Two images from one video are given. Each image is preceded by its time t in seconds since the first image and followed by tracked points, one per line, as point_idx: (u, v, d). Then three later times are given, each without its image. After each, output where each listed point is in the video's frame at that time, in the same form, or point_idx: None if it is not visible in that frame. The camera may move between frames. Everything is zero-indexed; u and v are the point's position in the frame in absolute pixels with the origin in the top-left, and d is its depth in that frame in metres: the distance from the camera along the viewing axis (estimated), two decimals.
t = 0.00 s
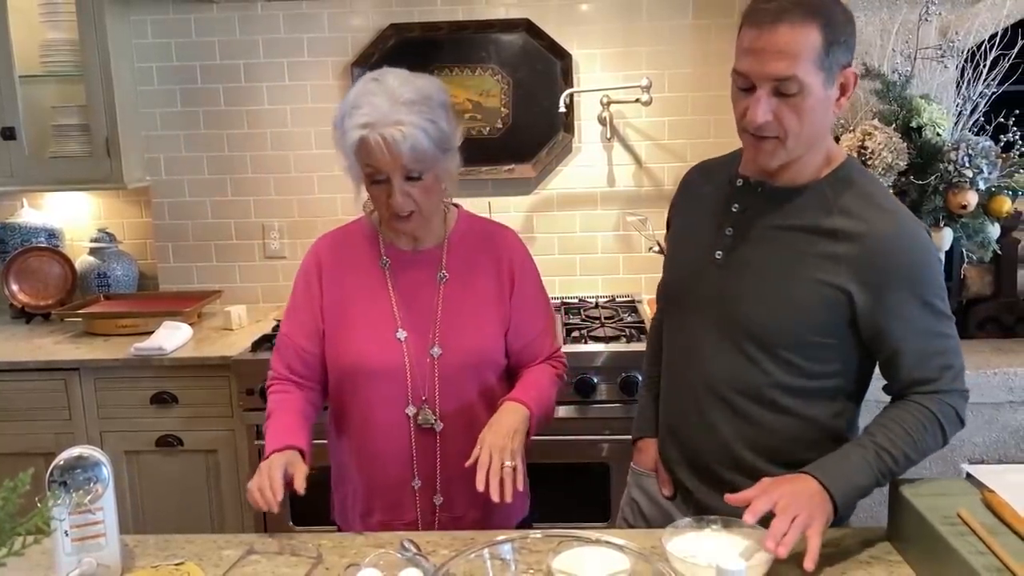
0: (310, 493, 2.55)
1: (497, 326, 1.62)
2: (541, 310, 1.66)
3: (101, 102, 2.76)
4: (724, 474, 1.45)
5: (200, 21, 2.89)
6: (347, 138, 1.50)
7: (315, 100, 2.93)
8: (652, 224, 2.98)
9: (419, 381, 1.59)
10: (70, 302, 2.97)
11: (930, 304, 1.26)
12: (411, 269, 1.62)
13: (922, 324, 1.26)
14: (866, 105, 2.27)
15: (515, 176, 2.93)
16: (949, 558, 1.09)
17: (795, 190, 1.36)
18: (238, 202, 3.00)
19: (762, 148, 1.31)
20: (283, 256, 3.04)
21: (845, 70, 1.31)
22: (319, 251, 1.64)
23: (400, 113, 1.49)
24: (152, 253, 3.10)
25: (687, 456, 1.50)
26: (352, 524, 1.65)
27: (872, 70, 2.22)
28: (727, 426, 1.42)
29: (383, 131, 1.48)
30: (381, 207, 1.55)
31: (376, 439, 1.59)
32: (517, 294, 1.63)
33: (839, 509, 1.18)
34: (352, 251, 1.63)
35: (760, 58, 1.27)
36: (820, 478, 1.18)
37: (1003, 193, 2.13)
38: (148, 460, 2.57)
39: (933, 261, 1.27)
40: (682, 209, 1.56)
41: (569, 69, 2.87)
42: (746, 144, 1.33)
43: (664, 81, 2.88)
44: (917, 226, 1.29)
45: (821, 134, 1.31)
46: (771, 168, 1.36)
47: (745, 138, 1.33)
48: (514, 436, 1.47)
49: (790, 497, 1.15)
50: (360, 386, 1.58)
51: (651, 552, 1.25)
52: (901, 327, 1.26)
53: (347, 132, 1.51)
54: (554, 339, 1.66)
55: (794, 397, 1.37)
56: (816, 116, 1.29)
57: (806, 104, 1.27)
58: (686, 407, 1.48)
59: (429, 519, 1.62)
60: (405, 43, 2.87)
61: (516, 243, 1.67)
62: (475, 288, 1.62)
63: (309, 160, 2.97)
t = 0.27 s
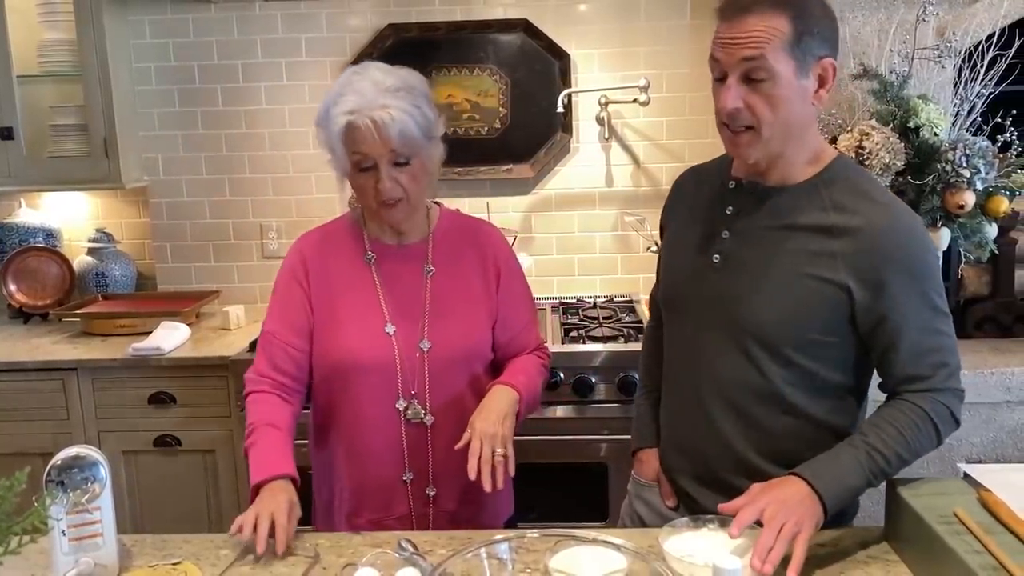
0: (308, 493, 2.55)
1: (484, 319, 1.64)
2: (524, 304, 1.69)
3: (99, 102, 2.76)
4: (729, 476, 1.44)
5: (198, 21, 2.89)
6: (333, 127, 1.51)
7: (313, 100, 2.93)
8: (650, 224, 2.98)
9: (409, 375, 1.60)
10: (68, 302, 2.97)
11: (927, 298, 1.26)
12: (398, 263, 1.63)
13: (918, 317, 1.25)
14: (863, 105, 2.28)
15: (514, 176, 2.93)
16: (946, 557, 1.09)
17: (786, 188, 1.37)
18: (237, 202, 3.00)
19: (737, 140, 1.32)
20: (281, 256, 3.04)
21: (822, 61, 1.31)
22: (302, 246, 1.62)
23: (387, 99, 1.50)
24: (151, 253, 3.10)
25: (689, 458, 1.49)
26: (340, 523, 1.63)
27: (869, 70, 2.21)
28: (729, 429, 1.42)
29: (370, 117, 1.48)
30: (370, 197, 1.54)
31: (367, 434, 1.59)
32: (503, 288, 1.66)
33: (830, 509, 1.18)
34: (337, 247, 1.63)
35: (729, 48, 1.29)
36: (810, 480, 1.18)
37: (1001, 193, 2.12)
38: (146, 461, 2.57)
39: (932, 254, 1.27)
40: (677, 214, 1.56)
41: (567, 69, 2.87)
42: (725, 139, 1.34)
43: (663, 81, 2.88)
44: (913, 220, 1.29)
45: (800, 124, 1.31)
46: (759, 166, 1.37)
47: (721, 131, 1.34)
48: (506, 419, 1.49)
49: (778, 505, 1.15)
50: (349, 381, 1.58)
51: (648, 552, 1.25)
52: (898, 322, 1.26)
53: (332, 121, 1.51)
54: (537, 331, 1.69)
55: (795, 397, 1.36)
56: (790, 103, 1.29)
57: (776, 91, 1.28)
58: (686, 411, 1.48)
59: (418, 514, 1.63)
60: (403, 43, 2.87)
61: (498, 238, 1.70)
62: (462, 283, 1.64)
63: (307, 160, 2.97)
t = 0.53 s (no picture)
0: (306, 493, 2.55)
1: (473, 316, 1.66)
2: (507, 301, 1.72)
3: (97, 102, 2.76)
4: (729, 478, 1.44)
5: (197, 20, 2.89)
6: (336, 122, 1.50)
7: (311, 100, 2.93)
8: (649, 224, 2.98)
9: (402, 375, 1.60)
10: (66, 302, 2.97)
11: (923, 297, 1.25)
12: (386, 263, 1.63)
13: (913, 315, 1.25)
14: (861, 105, 2.28)
15: (512, 175, 2.93)
16: (942, 556, 1.09)
17: (779, 190, 1.37)
18: (235, 202, 3.00)
19: (722, 138, 1.33)
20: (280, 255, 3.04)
21: (805, 58, 1.30)
22: (287, 248, 1.59)
23: (388, 92, 1.52)
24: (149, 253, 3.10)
25: (689, 460, 1.49)
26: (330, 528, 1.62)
27: (867, 71, 2.21)
28: (728, 431, 1.41)
29: (378, 109, 1.50)
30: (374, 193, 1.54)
31: (360, 437, 1.58)
32: (490, 285, 1.69)
33: (828, 513, 1.18)
34: (323, 247, 1.61)
35: (710, 47, 1.31)
36: (808, 484, 1.18)
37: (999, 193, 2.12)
38: (144, 460, 2.57)
39: (926, 252, 1.26)
40: (677, 216, 1.57)
41: (566, 69, 2.87)
42: (712, 139, 1.35)
43: (661, 81, 2.88)
44: (907, 218, 1.29)
45: (785, 121, 1.32)
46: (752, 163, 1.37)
47: (708, 130, 1.35)
48: (500, 403, 1.55)
49: (773, 506, 1.15)
50: (341, 383, 1.57)
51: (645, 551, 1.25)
52: (893, 321, 1.25)
53: (333, 117, 1.50)
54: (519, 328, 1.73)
55: (793, 398, 1.36)
56: (772, 99, 1.29)
57: (756, 87, 1.28)
58: (685, 414, 1.48)
59: (411, 515, 1.63)
60: (401, 43, 2.87)
61: (480, 237, 1.72)
62: (451, 282, 1.65)
63: (306, 159, 2.97)
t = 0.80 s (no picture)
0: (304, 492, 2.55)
1: (474, 315, 1.67)
2: (503, 300, 1.73)
3: (95, 101, 2.76)
4: (727, 477, 1.44)
5: (195, 19, 2.89)
6: (343, 121, 1.50)
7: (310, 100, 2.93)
8: (647, 223, 2.98)
9: (407, 376, 1.59)
10: (64, 301, 2.97)
11: (918, 292, 1.25)
12: (388, 263, 1.62)
13: (907, 309, 1.25)
14: (860, 105, 2.29)
15: (510, 175, 2.93)
16: (939, 556, 1.09)
17: (772, 188, 1.38)
18: (233, 201, 3.00)
19: (716, 139, 1.33)
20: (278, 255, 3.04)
21: (796, 58, 1.31)
22: (285, 248, 1.57)
23: (394, 92, 1.52)
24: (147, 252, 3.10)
25: (687, 459, 1.49)
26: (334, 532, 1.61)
27: (865, 71, 2.23)
28: (725, 430, 1.42)
29: (386, 108, 1.50)
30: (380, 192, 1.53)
31: (365, 439, 1.57)
32: (489, 285, 1.70)
33: (828, 511, 1.18)
34: (324, 247, 1.59)
35: (702, 50, 1.31)
36: (806, 483, 1.18)
37: (997, 194, 2.13)
38: (141, 460, 2.57)
39: (918, 245, 1.27)
40: (673, 219, 1.57)
41: (564, 69, 2.87)
42: (706, 140, 1.35)
43: (659, 80, 2.88)
44: (899, 212, 1.29)
45: (778, 121, 1.32)
46: (746, 163, 1.37)
47: (702, 133, 1.35)
48: (508, 392, 1.57)
49: (770, 505, 1.16)
50: (346, 384, 1.56)
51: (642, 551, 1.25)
52: (888, 315, 1.25)
53: (340, 115, 1.50)
54: (515, 325, 1.74)
55: (790, 396, 1.36)
56: (766, 99, 1.29)
57: (750, 88, 1.28)
58: (683, 414, 1.48)
59: (415, 517, 1.63)
60: (400, 42, 2.87)
61: (476, 236, 1.73)
62: (452, 281, 1.66)
63: (304, 159, 2.96)
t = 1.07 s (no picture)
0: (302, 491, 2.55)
1: (488, 316, 1.67)
2: (518, 302, 1.73)
3: (95, 100, 2.76)
4: (727, 477, 1.44)
5: (195, 19, 2.89)
6: (360, 127, 1.49)
7: (310, 100, 2.93)
8: (646, 224, 2.98)
9: (422, 375, 1.59)
10: (63, 300, 2.97)
11: (914, 289, 1.26)
12: (402, 263, 1.62)
13: (904, 306, 1.26)
14: (859, 106, 2.29)
15: (509, 175, 2.93)
16: (936, 557, 1.09)
17: (768, 189, 1.38)
18: (233, 201, 3.00)
19: (718, 144, 1.33)
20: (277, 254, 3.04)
21: (791, 59, 1.32)
22: (299, 247, 1.57)
23: (412, 99, 1.50)
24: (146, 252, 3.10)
25: (687, 459, 1.49)
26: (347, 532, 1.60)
27: (865, 72, 2.24)
28: (724, 430, 1.42)
29: (405, 117, 1.48)
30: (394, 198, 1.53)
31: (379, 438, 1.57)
32: (503, 285, 1.71)
33: (826, 511, 1.19)
34: (338, 246, 1.59)
35: (699, 55, 1.31)
36: (804, 483, 1.19)
37: (996, 195, 2.13)
38: (140, 459, 2.57)
39: (914, 242, 1.27)
40: (671, 221, 1.57)
41: (563, 69, 2.87)
42: (705, 143, 1.35)
43: (658, 81, 2.88)
44: (896, 210, 1.30)
45: (776, 122, 1.32)
46: (743, 165, 1.37)
47: (703, 137, 1.35)
48: (523, 387, 1.57)
49: (770, 507, 1.15)
50: (361, 383, 1.56)
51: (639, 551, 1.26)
52: (884, 313, 1.26)
53: (358, 121, 1.49)
54: (530, 328, 1.74)
55: (789, 395, 1.36)
56: (765, 101, 1.30)
57: (749, 91, 1.29)
58: (684, 415, 1.48)
59: (430, 517, 1.63)
60: (399, 42, 2.87)
61: (489, 238, 1.73)
62: (467, 282, 1.66)
63: (304, 158, 2.97)
